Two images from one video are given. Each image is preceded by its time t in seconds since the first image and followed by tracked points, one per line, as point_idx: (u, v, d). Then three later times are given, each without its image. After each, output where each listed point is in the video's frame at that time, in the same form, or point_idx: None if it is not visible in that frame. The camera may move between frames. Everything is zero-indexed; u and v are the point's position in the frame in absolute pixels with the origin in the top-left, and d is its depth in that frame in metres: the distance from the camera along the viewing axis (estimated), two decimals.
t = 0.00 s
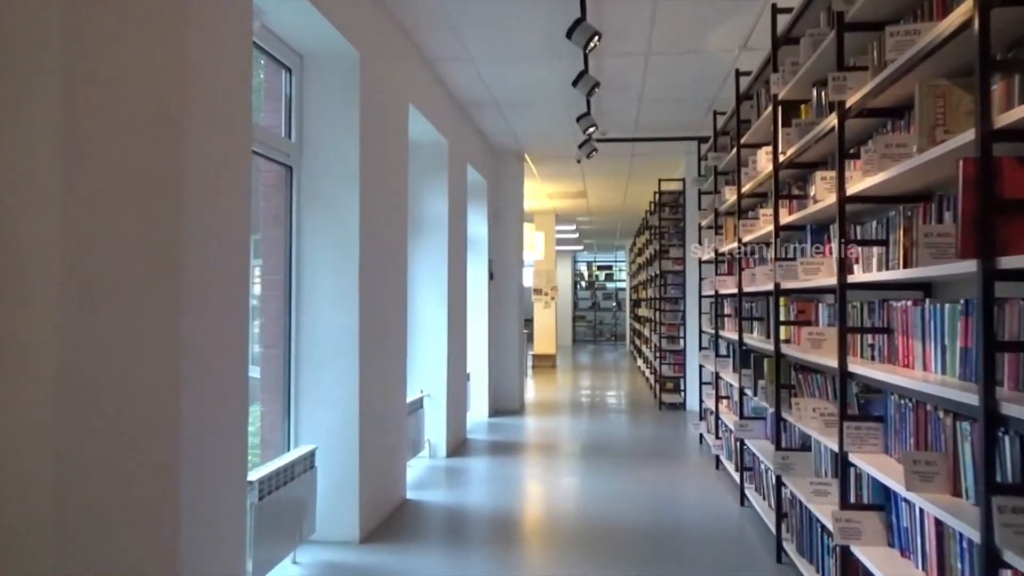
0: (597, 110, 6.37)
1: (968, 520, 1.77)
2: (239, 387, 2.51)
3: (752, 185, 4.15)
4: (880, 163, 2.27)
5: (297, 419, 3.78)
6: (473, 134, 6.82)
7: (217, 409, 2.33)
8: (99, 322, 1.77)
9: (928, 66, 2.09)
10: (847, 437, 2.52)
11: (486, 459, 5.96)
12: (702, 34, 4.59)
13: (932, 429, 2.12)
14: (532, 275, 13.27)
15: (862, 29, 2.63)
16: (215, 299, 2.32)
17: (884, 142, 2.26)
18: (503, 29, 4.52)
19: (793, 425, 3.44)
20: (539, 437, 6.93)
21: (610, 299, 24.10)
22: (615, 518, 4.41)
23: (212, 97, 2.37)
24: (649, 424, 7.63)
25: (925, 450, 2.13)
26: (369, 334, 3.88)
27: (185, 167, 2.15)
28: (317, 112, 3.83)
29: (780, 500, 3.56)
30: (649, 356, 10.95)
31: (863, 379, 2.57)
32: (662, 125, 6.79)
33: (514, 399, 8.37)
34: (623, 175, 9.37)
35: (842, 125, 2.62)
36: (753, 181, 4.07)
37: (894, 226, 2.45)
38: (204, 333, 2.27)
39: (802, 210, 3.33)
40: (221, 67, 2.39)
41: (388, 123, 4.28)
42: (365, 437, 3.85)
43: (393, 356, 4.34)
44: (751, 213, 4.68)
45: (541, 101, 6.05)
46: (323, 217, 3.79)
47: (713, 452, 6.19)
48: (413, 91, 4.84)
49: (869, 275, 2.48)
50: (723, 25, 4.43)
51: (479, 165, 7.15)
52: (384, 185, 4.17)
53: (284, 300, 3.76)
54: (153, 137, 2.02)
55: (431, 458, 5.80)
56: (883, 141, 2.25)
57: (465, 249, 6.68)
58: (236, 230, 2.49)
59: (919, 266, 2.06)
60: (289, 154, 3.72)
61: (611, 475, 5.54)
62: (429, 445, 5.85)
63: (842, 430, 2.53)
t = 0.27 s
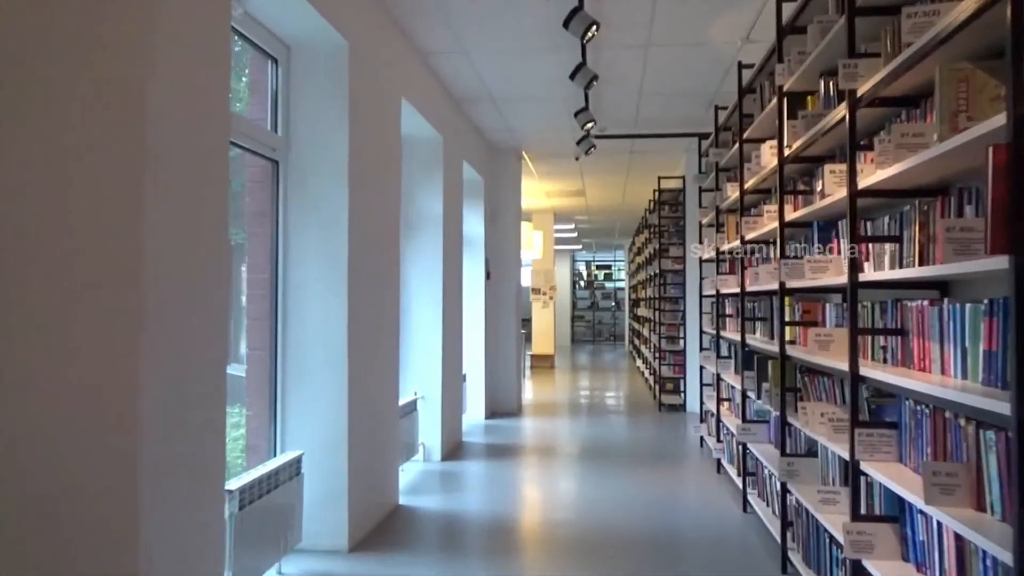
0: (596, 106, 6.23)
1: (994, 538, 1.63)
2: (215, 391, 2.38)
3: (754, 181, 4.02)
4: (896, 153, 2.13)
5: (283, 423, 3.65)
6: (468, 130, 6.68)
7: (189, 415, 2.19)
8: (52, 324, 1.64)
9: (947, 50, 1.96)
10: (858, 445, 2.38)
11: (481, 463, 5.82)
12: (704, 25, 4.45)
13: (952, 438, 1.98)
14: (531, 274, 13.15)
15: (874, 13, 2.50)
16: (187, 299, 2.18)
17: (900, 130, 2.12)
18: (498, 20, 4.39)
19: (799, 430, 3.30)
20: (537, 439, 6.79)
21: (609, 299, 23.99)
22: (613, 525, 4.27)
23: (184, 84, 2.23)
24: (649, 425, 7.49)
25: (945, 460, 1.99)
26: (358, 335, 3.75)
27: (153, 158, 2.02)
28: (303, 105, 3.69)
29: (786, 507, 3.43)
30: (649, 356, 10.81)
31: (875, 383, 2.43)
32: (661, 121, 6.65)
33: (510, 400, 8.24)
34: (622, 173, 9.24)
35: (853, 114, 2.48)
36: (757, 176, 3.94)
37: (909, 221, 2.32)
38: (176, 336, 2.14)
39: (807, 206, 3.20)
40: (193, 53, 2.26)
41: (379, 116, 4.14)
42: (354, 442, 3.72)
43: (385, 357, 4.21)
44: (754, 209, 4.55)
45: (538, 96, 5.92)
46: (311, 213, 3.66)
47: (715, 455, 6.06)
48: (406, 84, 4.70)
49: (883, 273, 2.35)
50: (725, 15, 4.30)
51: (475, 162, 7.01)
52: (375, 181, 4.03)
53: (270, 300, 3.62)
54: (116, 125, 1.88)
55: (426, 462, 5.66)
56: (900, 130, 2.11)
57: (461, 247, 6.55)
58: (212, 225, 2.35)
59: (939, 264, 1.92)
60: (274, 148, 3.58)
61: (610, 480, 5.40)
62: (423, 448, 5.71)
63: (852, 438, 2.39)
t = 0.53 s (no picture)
0: (595, 102, 6.11)
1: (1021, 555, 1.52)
2: (194, 395, 2.26)
3: (757, 177, 3.92)
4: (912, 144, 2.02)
5: (271, 427, 3.53)
6: (465, 127, 6.57)
7: (165, 421, 2.07)
8: (11, 326, 1.52)
9: (966, 33, 1.84)
10: (869, 452, 2.27)
11: (478, 466, 5.71)
12: (705, 18, 4.34)
13: (971, 446, 1.87)
14: (529, 274, 13.03)
15: None
16: (162, 299, 2.06)
17: (915, 120, 2.02)
18: (494, 13, 4.28)
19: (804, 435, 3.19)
20: (535, 442, 6.67)
21: (608, 299, 23.88)
22: (612, 531, 4.16)
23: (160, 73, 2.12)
24: (649, 427, 7.38)
25: (963, 469, 1.88)
26: (350, 336, 3.64)
27: (126, 150, 1.90)
28: (293, 99, 3.58)
29: (791, 514, 3.32)
30: (648, 356, 10.70)
31: (887, 386, 2.32)
32: (661, 117, 6.54)
33: (508, 401, 8.12)
34: (621, 172, 9.14)
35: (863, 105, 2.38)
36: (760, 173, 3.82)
37: (922, 217, 2.21)
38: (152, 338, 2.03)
39: (813, 203, 3.09)
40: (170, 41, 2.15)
41: (372, 111, 4.03)
42: (345, 446, 3.61)
43: (377, 359, 4.09)
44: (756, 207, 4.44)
45: (536, 92, 5.81)
46: (300, 210, 3.54)
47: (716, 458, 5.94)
48: (400, 79, 4.59)
49: (895, 272, 2.24)
50: (726, 8, 4.19)
51: (472, 159, 6.89)
52: (367, 177, 3.92)
53: (258, 300, 3.50)
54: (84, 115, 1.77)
55: (421, 465, 5.54)
56: (914, 120, 2.00)
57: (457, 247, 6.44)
58: (191, 221, 2.24)
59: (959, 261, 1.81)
60: (263, 143, 3.46)
61: (610, 484, 5.29)
62: (418, 451, 5.59)
63: (863, 444, 2.28)
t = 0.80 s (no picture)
0: (593, 96, 5.98)
1: None
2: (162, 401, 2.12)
3: (760, 172, 3.78)
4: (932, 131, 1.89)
5: (255, 432, 3.39)
6: (461, 122, 6.43)
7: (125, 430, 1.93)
8: None
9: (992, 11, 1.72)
10: (884, 461, 2.13)
11: (473, 469, 5.57)
12: (706, 8, 4.20)
13: (998, 456, 1.74)
14: (528, 273, 12.88)
15: None
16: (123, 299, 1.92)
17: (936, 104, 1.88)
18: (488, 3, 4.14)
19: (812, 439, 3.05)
20: (533, 444, 6.52)
21: (608, 298, 23.73)
22: (611, 539, 4.01)
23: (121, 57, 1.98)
24: (648, 429, 7.24)
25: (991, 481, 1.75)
26: (337, 337, 3.50)
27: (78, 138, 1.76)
28: (277, 90, 3.43)
29: (797, 523, 3.17)
30: (647, 356, 10.57)
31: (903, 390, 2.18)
32: (661, 112, 6.40)
33: (505, 402, 7.98)
34: (620, 169, 8.99)
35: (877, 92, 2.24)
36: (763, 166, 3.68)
37: (941, 210, 2.07)
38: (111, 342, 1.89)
39: (820, 197, 2.95)
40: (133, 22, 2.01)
41: (361, 103, 3.89)
42: (333, 451, 3.47)
43: (367, 360, 3.95)
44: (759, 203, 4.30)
45: (532, 86, 5.67)
46: (285, 206, 3.40)
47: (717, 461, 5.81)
48: (391, 71, 4.44)
49: (911, 269, 2.10)
50: None
51: (468, 156, 6.75)
52: (356, 172, 3.78)
53: (241, 299, 3.36)
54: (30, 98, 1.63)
55: (415, 469, 5.40)
56: (933, 106, 1.87)
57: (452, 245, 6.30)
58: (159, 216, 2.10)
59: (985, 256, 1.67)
60: (246, 136, 3.31)
61: (608, 488, 5.15)
62: (412, 454, 5.45)
63: (877, 452, 2.15)
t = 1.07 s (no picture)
0: (593, 92, 5.86)
1: None
2: (137, 407, 2.01)
3: (765, 168, 3.67)
4: (952, 120, 1.77)
5: (243, 435, 3.28)
6: (458, 118, 6.31)
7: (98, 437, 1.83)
8: None
9: None
10: (899, 469, 2.02)
11: (470, 472, 5.45)
12: None
13: None
14: (527, 272, 12.77)
15: None
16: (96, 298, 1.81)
17: (956, 92, 1.77)
18: None
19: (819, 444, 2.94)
20: (531, 446, 6.41)
21: (608, 297, 23.61)
22: (611, 545, 3.90)
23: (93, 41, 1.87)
24: (648, 430, 7.13)
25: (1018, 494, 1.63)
26: (328, 337, 3.39)
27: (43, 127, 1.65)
28: (266, 82, 3.32)
29: (804, 531, 3.06)
30: (647, 356, 10.46)
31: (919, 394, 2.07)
32: (662, 108, 6.29)
33: (504, 403, 7.86)
34: (621, 167, 8.88)
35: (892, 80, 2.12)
36: (769, 162, 3.57)
37: (960, 204, 1.96)
38: (81, 344, 1.78)
39: (829, 193, 2.84)
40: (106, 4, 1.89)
41: (354, 97, 3.77)
42: (324, 455, 3.36)
43: (360, 361, 3.84)
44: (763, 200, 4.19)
45: (531, 81, 5.56)
46: (275, 202, 3.29)
47: (718, 464, 5.70)
48: (386, 64, 4.33)
49: (927, 267, 1.99)
50: None
51: (466, 153, 6.64)
52: (349, 167, 3.67)
53: (228, 298, 3.25)
54: None
55: (410, 472, 5.29)
56: (955, 93, 1.76)
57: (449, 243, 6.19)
58: (135, 211, 1.99)
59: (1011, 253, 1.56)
60: (234, 130, 3.20)
61: (608, 491, 5.04)
62: (407, 456, 5.34)
63: (892, 460, 2.04)
